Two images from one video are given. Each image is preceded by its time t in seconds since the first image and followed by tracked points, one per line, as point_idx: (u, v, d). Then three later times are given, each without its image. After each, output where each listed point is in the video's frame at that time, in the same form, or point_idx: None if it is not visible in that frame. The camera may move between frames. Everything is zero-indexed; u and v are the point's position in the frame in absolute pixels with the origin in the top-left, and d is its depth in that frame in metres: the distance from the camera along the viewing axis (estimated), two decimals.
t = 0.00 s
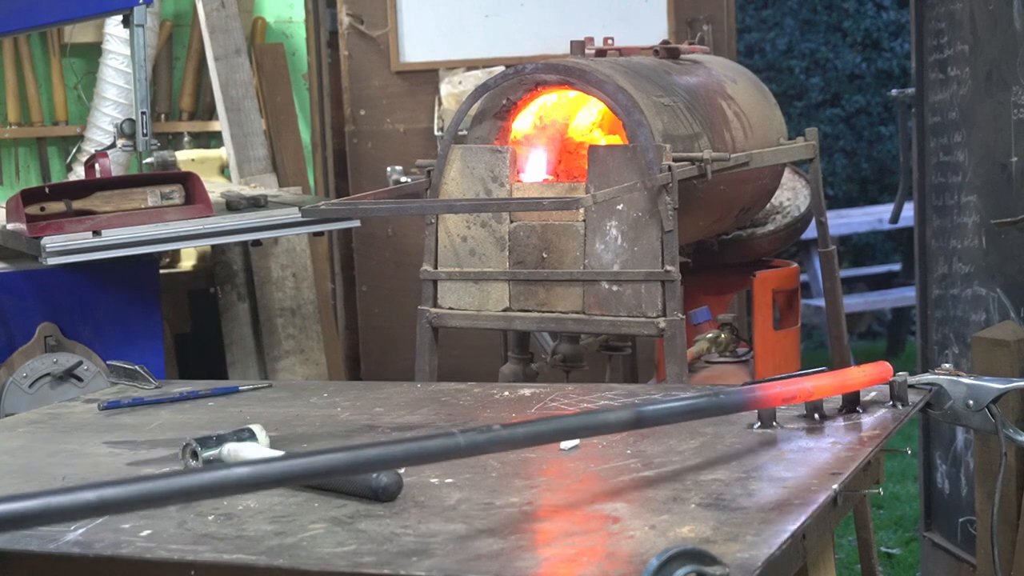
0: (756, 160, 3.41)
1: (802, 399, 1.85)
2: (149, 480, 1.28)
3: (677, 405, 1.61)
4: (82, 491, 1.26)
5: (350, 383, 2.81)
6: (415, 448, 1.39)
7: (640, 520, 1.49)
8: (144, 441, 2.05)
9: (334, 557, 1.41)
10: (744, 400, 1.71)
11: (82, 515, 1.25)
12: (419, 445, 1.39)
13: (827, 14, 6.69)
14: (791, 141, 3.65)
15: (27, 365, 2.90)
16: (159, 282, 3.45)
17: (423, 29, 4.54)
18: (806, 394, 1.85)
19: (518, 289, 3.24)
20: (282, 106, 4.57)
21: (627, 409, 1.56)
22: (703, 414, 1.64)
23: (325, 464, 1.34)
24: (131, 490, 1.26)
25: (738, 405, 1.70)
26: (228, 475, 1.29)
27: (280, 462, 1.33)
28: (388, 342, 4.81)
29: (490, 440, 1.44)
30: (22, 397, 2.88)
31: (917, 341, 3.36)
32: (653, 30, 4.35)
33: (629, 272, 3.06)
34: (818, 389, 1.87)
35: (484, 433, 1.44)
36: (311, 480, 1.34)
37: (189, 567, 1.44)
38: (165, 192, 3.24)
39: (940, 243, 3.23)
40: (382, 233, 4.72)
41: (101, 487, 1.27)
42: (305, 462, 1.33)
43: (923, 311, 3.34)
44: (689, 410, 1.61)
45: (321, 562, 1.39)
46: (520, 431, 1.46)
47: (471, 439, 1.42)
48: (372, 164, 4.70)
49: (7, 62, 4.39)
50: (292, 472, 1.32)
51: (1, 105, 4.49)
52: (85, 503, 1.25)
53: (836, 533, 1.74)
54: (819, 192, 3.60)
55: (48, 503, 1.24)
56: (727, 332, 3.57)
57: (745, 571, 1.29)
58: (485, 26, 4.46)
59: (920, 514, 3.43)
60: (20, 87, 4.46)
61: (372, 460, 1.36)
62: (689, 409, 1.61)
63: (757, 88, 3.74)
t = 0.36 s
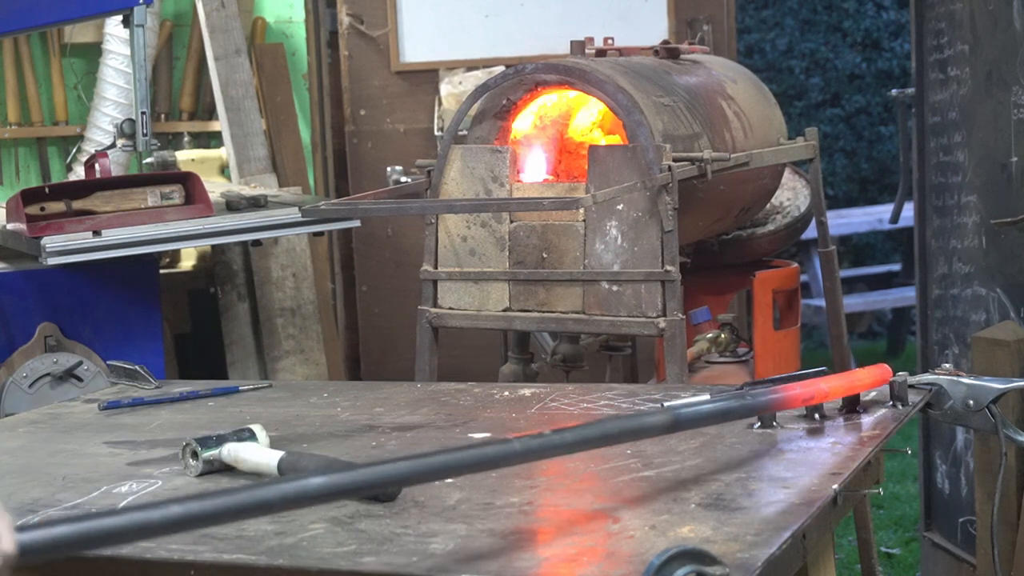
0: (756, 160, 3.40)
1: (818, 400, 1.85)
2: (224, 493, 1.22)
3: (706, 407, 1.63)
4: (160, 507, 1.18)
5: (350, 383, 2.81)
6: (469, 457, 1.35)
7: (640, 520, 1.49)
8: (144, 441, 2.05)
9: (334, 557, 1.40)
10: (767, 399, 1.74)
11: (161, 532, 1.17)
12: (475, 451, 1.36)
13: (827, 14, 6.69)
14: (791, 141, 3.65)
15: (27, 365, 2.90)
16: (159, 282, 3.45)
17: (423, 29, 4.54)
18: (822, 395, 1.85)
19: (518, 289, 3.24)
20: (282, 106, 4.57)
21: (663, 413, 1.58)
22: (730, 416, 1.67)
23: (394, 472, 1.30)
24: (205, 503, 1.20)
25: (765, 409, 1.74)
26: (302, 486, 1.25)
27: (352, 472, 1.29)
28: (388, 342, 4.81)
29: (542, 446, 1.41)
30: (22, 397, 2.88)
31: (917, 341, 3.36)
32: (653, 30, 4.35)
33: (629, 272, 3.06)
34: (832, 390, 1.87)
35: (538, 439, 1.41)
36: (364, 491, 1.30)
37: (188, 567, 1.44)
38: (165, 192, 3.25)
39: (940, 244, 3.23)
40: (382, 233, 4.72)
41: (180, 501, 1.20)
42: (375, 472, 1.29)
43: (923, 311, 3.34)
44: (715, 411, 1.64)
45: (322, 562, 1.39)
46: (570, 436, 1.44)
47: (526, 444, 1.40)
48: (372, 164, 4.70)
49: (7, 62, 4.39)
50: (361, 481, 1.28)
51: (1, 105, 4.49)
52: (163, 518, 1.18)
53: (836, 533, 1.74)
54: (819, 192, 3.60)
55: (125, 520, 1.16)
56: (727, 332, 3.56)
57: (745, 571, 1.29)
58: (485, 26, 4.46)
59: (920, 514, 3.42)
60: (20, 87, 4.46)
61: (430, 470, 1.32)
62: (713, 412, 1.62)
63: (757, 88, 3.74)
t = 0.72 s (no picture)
0: (756, 160, 3.40)
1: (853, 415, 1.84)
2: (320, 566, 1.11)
3: (751, 435, 1.58)
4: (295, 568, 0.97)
5: (350, 383, 2.80)
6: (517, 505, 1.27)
7: (639, 520, 1.49)
8: (144, 441, 2.05)
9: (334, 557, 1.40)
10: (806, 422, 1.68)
11: None
12: (553, 493, 1.31)
13: (827, 14, 6.69)
14: (791, 141, 3.65)
15: (27, 365, 2.90)
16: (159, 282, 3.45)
17: (423, 29, 4.54)
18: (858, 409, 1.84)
19: (518, 289, 3.24)
20: (282, 106, 4.57)
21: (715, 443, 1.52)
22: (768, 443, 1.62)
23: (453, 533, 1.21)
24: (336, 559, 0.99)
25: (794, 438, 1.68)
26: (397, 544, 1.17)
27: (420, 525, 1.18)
28: (387, 342, 4.81)
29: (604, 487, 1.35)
30: (22, 397, 2.87)
31: (917, 341, 3.36)
32: (653, 30, 4.35)
33: (629, 272, 3.06)
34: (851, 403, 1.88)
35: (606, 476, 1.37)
36: (436, 541, 1.21)
37: (189, 567, 1.44)
38: (165, 192, 3.25)
39: (940, 244, 3.23)
40: (382, 233, 4.72)
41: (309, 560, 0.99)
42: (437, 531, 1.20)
43: (923, 311, 3.34)
44: (763, 440, 1.59)
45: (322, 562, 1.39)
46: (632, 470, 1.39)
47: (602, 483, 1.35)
48: (372, 164, 4.70)
49: (7, 62, 4.39)
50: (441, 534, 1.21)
51: (1, 105, 4.50)
52: None
53: (835, 533, 1.74)
54: (819, 192, 3.60)
55: None
56: (727, 332, 3.57)
57: (745, 571, 1.29)
58: (485, 26, 4.46)
59: (920, 514, 3.42)
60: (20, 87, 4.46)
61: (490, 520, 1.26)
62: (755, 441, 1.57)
63: (757, 88, 3.74)
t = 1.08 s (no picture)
0: (756, 160, 3.40)
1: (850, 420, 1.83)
2: None
3: (738, 447, 1.56)
4: None
5: (350, 383, 2.80)
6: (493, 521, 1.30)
7: (639, 520, 1.49)
8: (144, 441, 2.05)
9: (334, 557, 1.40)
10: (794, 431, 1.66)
11: None
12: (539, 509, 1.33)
13: (827, 14, 6.69)
14: (791, 141, 3.65)
15: (27, 365, 2.90)
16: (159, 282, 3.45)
17: (423, 29, 4.54)
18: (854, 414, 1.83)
19: (518, 289, 3.24)
20: (282, 106, 4.57)
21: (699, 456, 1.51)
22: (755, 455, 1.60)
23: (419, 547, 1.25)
24: None
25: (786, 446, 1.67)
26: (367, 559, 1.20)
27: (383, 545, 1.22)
28: (387, 342, 4.81)
29: (599, 495, 1.37)
30: (22, 397, 2.87)
31: (917, 341, 3.36)
32: (653, 30, 4.35)
33: (629, 272, 3.06)
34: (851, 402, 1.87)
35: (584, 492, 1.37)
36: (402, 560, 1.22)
37: (189, 567, 1.44)
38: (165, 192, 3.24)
39: (940, 244, 3.23)
40: (382, 233, 4.72)
41: None
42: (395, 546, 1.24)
43: (923, 311, 3.34)
44: (750, 451, 1.57)
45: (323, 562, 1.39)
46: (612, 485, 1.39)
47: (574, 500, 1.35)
48: (372, 164, 4.70)
49: (7, 62, 4.39)
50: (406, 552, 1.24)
51: (1, 105, 4.50)
52: None
53: (835, 533, 1.73)
54: (819, 192, 3.60)
55: None
56: (727, 332, 3.57)
57: (745, 571, 1.29)
58: (485, 26, 4.46)
59: (920, 514, 3.42)
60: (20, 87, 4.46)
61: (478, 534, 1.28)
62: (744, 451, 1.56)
63: (757, 88, 3.74)
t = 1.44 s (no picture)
0: (756, 160, 3.40)
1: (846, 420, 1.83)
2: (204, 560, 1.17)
3: (710, 445, 1.59)
4: None
5: (350, 383, 2.80)
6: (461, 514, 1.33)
7: (639, 520, 1.49)
8: (144, 441, 2.05)
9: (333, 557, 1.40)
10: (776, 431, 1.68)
11: None
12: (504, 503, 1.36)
13: (827, 14, 6.69)
14: (791, 141, 3.65)
15: (27, 365, 2.90)
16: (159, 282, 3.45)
17: (423, 29, 4.54)
18: (848, 414, 1.83)
19: (518, 289, 3.24)
20: (282, 106, 4.57)
21: (668, 452, 1.54)
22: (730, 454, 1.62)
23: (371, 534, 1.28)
24: None
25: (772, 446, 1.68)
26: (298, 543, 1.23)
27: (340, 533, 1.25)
28: (387, 342, 4.81)
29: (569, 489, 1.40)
30: (22, 397, 2.87)
31: (917, 341, 3.36)
32: (653, 30, 4.35)
33: (629, 272, 3.06)
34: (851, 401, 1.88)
35: (541, 486, 1.40)
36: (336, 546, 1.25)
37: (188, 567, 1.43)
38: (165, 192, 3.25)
39: (939, 244, 3.23)
40: (382, 233, 4.72)
41: None
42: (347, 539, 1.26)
43: (923, 311, 3.34)
44: (722, 450, 1.59)
45: (321, 561, 1.39)
46: (572, 481, 1.42)
47: (528, 492, 1.39)
48: (372, 164, 4.70)
49: (7, 62, 4.40)
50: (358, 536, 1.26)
51: (1, 105, 4.49)
52: None
53: (835, 533, 1.74)
54: (819, 192, 3.60)
55: None
56: (727, 332, 3.57)
57: (744, 571, 1.29)
58: (485, 26, 4.46)
59: (920, 514, 3.43)
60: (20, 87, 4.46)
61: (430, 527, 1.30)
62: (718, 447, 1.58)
63: (757, 88, 3.74)
